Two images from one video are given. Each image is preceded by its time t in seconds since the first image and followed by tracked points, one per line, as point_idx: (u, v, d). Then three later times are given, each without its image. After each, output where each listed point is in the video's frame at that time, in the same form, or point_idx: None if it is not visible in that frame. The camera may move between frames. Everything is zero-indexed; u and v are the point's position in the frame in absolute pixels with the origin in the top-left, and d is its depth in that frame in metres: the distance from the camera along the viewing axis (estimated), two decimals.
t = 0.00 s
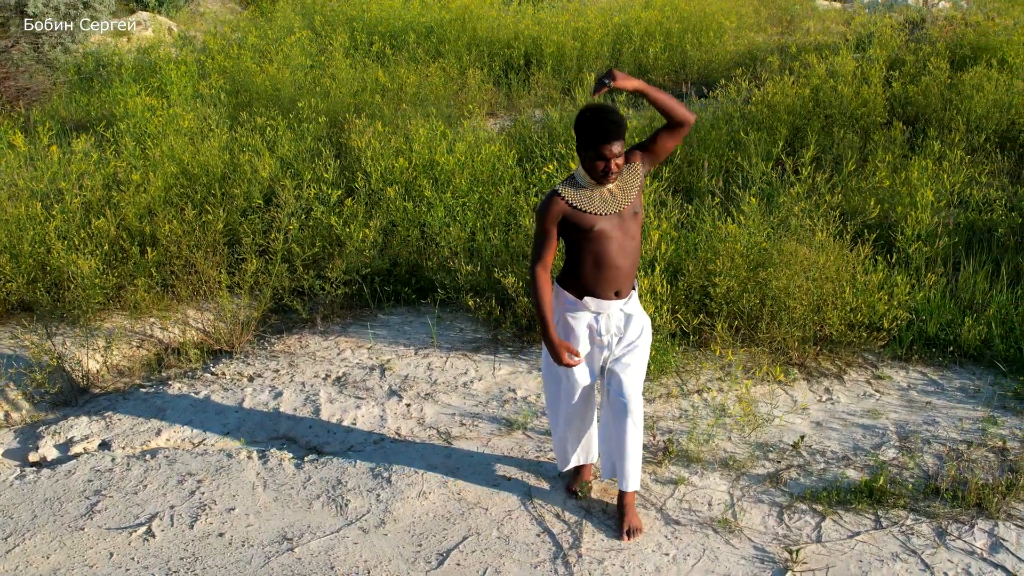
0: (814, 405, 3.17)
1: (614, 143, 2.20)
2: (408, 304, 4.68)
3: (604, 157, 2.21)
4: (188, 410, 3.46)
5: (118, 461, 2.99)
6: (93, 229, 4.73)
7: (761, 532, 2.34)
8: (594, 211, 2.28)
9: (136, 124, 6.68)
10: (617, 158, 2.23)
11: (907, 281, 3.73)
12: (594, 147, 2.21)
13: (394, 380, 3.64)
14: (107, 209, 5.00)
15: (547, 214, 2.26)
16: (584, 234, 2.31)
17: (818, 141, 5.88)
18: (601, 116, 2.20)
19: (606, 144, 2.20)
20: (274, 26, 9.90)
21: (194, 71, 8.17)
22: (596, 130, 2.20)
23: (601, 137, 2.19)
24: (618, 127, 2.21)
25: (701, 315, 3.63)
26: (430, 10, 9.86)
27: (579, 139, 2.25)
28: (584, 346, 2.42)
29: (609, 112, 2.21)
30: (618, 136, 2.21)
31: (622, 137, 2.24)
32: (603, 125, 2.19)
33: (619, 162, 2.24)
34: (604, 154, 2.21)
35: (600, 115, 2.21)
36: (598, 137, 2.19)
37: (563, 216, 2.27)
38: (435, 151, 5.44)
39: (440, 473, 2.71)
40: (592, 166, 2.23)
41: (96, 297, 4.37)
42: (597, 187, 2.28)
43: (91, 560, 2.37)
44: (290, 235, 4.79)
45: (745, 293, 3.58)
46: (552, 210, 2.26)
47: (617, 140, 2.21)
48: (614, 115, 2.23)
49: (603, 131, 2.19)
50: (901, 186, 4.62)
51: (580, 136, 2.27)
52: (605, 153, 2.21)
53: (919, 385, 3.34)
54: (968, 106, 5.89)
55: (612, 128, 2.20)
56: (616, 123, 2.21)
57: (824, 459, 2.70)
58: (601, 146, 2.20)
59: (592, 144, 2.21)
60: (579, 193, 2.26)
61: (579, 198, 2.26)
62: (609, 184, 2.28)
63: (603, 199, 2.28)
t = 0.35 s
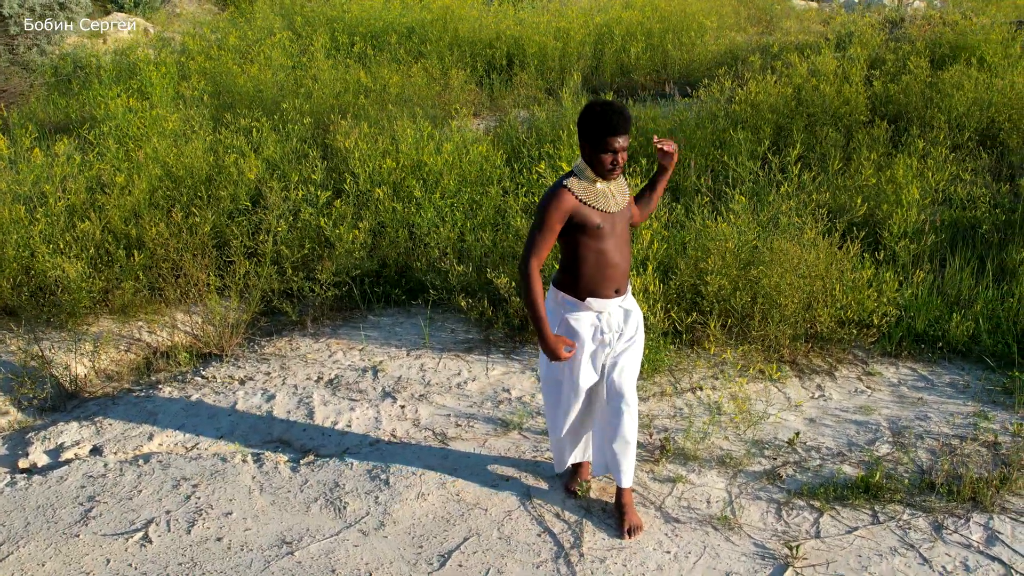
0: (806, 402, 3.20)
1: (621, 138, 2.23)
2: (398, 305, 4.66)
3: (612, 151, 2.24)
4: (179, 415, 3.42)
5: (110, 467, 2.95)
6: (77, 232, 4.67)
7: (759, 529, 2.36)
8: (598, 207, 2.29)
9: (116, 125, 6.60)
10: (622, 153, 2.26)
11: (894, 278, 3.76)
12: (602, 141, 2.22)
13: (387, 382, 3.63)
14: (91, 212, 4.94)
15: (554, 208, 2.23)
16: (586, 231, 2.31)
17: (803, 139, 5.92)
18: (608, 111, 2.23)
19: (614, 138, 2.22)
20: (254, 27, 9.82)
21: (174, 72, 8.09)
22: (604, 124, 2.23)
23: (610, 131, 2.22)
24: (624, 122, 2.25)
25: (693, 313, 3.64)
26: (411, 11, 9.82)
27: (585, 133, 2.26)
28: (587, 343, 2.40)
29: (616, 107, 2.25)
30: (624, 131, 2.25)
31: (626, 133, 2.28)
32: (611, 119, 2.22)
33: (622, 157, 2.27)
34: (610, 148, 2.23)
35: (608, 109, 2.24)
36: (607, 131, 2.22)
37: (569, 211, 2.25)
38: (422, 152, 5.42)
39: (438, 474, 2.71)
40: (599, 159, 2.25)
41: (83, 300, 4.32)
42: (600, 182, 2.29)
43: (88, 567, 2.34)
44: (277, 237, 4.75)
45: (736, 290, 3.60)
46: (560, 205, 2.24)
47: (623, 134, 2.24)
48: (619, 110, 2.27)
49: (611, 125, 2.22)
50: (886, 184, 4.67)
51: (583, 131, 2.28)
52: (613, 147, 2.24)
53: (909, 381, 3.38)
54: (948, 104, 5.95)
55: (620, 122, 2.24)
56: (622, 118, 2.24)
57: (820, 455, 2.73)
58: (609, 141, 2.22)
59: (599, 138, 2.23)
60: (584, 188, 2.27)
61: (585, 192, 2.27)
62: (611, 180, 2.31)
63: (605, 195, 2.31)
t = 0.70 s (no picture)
0: (797, 398, 3.22)
1: (610, 132, 2.29)
2: (387, 305, 4.65)
3: (600, 145, 2.29)
4: (169, 418, 3.39)
5: (101, 471, 2.92)
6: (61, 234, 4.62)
7: (756, 524, 2.38)
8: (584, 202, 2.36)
9: (96, 126, 6.52)
10: (610, 147, 2.32)
11: (881, 274, 3.80)
12: (592, 136, 2.28)
13: (378, 382, 3.62)
14: (74, 214, 4.88)
15: (547, 199, 2.30)
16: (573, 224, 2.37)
17: (786, 138, 5.97)
18: (599, 106, 2.29)
19: (603, 133, 2.28)
20: (233, 27, 9.74)
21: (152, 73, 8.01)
22: (594, 118, 2.29)
23: (600, 126, 2.27)
24: (614, 117, 2.30)
25: (683, 311, 3.66)
26: (391, 10, 9.78)
27: (577, 126, 2.31)
28: (582, 337, 2.38)
29: (607, 103, 2.30)
30: (614, 126, 2.30)
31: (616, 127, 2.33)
32: (601, 115, 2.27)
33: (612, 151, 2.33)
34: (600, 142, 2.29)
35: (599, 104, 2.29)
36: (596, 124, 2.28)
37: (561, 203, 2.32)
38: (408, 152, 5.40)
39: (434, 473, 2.71)
40: (589, 153, 2.31)
41: (68, 303, 4.26)
42: (588, 176, 2.36)
43: (83, 572, 2.32)
44: (264, 237, 4.72)
45: (726, 288, 3.62)
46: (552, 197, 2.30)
47: (612, 129, 2.29)
48: (610, 106, 2.32)
49: (601, 119, 2.28)
50: (869, 181, 4.72)
51: (575, 124, 2.35)
52: (602, 141, 2.29)
53: (897, 376, 3.41)
54: (928, 102, 6.02)
55: (609, 118, 2.29)
56: (612, 113, 2.30)
57: (812, 450, 2.75)
58: (599, 135, 2.28)
59: (589, 131, 2.29)
60: (572, 180, 2.33)
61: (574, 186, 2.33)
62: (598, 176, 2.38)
63: (593, 190, 2.37)
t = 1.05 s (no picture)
0: (790, 395, 3.25)
1: (585, 127, 2.29)
2: (377, 306, 4.63)
3: (576, 140, 2.31)
4: (161, 422, 3.36)
5: (93, 476, 2.89)
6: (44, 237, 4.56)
7: (754, 520, 2.40)
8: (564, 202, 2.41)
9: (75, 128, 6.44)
10: (589, 141, 2.33)
11: (869, 271, 3.84)
12: (565, 131, 2.30)
13: (371, 384, 3.61)
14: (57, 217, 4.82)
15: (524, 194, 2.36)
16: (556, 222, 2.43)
17: (771, 136, 6.00)
18: (571, 102, 2.30)
19: (577, 128, 2.29)
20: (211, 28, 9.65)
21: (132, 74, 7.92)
22: (568, 114, 2.30)
23: (573, 122, 2.29)
24: (589, 112, 2.30)
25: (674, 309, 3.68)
26: (372, 11, 9.73)
27: (554, 123, 2.34)
28: (568, 331, 2.38)
29: (580, 98, 2.30)
30: (589, 120, 2.30)
31: (596, 121, 2.33)
32: (572, 110, 2.28)
33: (591, 145, 2.34)
34: (576, 137, 2.31)
35: (572, 100, 2.30)
36: (570, 121, 2.29)
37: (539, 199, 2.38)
38: (394, 153, 5.38)
39: (431, 474, 2.71)
40: (565, 149, 2.34)
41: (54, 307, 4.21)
42: (570, 174, 2.39)
43: None
44: (251, 239, 4.69)
45: (716, 286, 3.64)
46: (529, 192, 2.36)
47: (587, 123, 2.30)
48: (586, 101, 2.32)
49: (575, 115, 2.29)
50: (854, 179, 4.76)
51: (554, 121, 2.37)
52: (578, 136, 2.31)
53: (887, 372, 3.45)
54: (909, 100, 6.09)
55: (583, 113, 2.29)
56: (586, 108, 2.30)
57: (807, 446, 2.78)
58: (573, 131, 2.30)
59: (564, 128, 2.31)
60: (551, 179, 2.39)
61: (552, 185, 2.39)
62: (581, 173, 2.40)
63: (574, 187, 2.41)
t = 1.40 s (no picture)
0: (784, 392, 3.27)
1: (579, 125, 2.28)
2: (368, 308, 4.61)
3: (569, 140, 2.30)
4: (153, 428, 3.33)
5: (87, 483, 2.85)
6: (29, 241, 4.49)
7: (754, 517, 2.42)
8: (560, 200, 2.41)
9: (55, 130, 6.35)
10: (584, 139, 2.32)
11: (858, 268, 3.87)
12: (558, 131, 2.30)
13: (365, 386, 3.59)
14: (41, 220, 4.75)
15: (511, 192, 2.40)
16: (550, 220, 2.45)
17: (756, 136, 6.04)
18: (565, 101, 2.29)
19: (571, 127, 2.28)
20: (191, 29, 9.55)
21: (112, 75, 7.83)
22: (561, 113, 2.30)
23: (567, 121, 2.28)
24: (583, 111, 2.29)
25: (667, 308, 3.69)
26: (353, 11, 9.66)
27: (547, 122, 2.34)
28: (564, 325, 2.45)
29: (573, 96, 2.29)
30: (584, 118, 2.29)
31: (590, 119, 2.32)
32: (565, 109, 2.28)
33: (585, 144, 2.34)
34: (570, 137, 2.30)
35: (565, 98, 2.29)
36: (564, 120, 2.28)
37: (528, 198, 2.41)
38: (381, 154, 5.36)
39: (431, 476, 2.71)
40: (559, 148, 2.33)
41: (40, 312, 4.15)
42: (565, 171, 2.39)
43: None
44: (240, 242, 4.65)
45: (709, 284, 3.65)
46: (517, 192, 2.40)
47: (582, 122, 2.29)
48: (579, 99, 2.31)
49: (569, 114, 2.28)
50: (841, 178, 4.80)
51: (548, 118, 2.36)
52: (572, 135, 2.30)
53: (878, 369, 3.49)
54: (891, 99, 6.15)
55: (577, 112, 2.28)
56: (580, 106, 2.29)
57: (803, 443, 2.80)
58: (567, 129, 2.29)
59: (557, 127, 2.31)
60: (543, 178, 2.41)
61: (546, 183, 2.40)
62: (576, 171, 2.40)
63: (569, 185, 2.41)
